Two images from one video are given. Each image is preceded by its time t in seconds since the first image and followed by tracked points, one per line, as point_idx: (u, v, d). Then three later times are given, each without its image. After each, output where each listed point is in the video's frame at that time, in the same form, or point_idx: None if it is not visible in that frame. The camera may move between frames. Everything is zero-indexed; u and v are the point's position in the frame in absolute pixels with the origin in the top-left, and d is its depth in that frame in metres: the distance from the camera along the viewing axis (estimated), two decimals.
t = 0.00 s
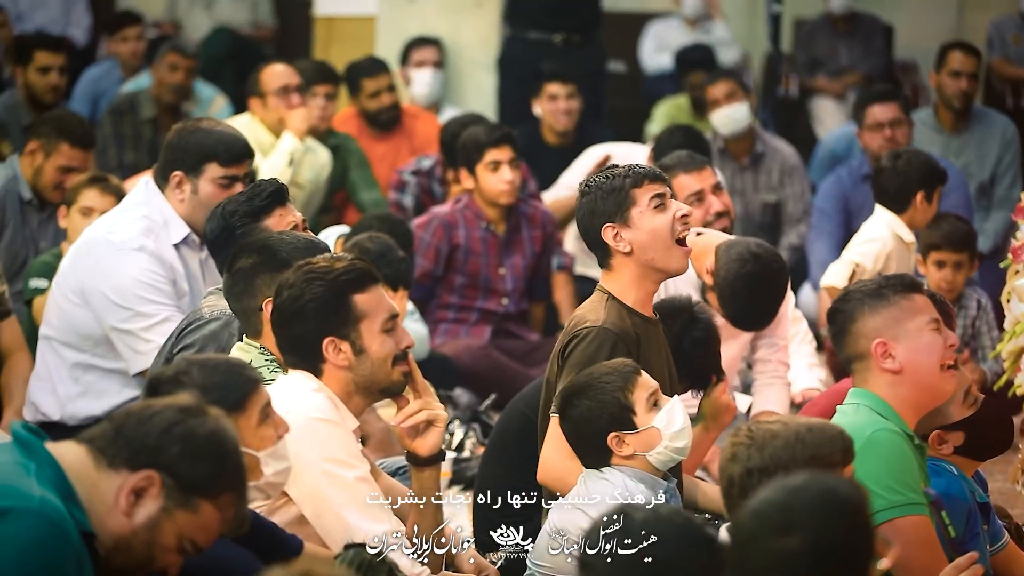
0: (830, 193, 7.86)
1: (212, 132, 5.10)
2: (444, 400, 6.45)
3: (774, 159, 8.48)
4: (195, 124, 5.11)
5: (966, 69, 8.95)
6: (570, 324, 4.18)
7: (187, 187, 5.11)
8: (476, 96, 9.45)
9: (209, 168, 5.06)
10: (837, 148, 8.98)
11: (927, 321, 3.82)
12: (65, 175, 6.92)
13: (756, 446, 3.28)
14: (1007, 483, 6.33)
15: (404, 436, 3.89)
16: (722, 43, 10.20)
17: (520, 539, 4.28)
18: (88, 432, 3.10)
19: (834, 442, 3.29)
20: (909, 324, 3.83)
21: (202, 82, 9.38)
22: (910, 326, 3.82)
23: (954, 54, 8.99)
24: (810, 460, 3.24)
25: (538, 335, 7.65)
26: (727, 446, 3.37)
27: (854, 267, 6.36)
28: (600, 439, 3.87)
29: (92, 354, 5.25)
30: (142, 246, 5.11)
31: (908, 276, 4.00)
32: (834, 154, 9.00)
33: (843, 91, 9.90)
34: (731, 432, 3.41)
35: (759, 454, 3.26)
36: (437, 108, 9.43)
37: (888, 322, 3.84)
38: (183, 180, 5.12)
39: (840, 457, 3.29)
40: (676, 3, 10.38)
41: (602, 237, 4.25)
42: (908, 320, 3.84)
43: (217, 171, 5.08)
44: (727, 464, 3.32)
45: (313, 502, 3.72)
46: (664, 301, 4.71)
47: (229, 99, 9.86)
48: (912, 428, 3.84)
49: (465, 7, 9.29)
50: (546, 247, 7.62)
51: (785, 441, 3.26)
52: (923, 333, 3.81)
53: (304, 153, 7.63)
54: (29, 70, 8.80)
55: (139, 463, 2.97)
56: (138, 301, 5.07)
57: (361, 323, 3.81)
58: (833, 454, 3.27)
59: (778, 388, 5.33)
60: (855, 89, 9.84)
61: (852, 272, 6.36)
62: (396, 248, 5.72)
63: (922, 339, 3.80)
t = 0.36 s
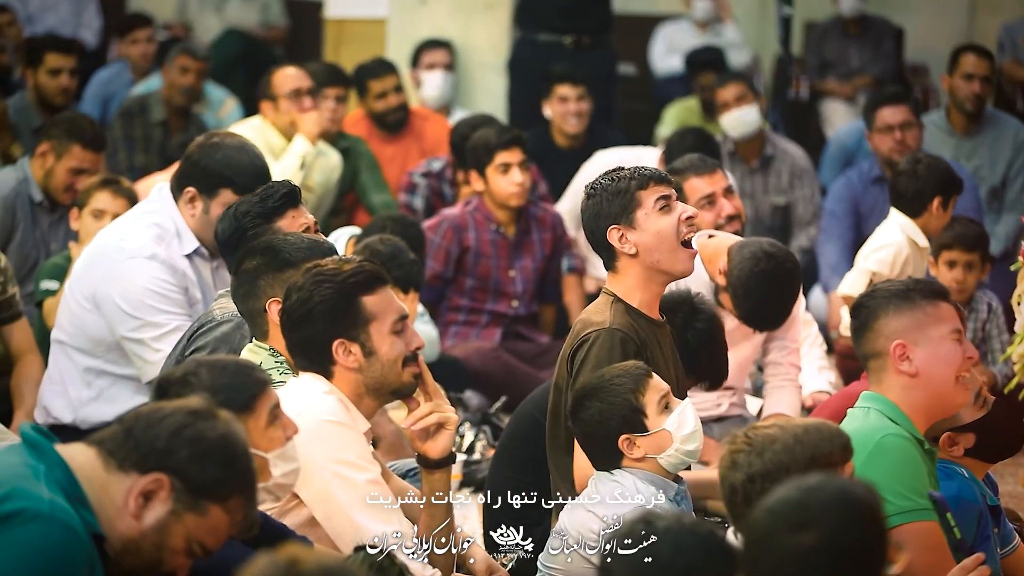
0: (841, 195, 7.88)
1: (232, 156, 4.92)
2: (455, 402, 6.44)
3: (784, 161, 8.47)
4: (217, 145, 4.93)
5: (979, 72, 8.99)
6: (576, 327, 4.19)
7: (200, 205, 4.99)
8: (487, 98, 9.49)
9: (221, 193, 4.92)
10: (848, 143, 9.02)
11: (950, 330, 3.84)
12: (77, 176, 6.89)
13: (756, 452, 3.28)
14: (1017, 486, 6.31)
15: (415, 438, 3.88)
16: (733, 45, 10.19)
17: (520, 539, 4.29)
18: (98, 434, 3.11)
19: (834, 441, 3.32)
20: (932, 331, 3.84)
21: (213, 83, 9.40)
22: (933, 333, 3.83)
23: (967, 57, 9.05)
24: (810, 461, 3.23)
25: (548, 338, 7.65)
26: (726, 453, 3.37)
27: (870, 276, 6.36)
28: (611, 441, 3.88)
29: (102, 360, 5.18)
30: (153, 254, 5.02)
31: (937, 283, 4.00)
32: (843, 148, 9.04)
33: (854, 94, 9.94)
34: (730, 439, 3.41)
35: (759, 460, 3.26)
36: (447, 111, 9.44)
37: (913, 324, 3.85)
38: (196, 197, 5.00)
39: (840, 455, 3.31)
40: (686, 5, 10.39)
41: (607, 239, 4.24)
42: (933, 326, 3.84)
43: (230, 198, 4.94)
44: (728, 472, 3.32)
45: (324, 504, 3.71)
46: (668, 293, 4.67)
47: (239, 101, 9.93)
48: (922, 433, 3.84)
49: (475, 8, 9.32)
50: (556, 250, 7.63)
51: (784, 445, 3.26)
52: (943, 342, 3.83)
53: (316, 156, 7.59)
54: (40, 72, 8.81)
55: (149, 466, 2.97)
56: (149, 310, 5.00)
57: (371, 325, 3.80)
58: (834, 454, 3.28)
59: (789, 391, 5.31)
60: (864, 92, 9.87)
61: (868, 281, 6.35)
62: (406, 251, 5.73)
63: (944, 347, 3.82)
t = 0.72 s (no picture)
0: (854, 198, 7.88)
1: (254, 183, 4.87)
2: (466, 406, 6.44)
3: (796, 163, 8.43)
4: (245, 171, 4.86)
5: (994, 75, 8.99)
6: (583, 326, 4.19)
7: (213, 224, 4.93)
8: (500, 101, 9.43)
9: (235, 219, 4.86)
10: (860, 136, 9.03)
11: (985, 350, 3.88)
12: (91, 179, 6.88)
13: (761, 455, 3.25)
14: None
15: (428, 441, 3.87)
16: (746, 48, 10.23)
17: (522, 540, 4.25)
18: (110, 437, 3.11)
19: (837, 442, 3.29)
20: (968, 346, 3.87)
21: (225, 86, 9.50)
22: (968, 348, 3.87)
23: (982, 61, 9.04)
24: (814, 463, 3.22)
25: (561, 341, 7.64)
26: (731, 456, 3.34)
27: (885, 280, 6.30)
28: (624, 443, 3.89)
29: (115, 363, 5.13)
30: (164, 260, 4.97)
31: (981, 297, 4.04)
32: (858, 144, 9.03)
33: (867, 97, 9.94)
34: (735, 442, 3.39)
35: (764, 463, 3.23)
36: (461, 113, 9.44)
37: (948, 335, 3.88)
38: (210, 215, 4.92)
39: (845, 456, 3.29)
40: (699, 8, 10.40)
41: (615, 243, 4.26)
42: (969, 341, 3.88)
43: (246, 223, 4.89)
44: (733, 476, 3.29)
45: (337, 507, 3.68)
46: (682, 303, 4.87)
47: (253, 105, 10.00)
48: (935, 440, 3.87)
49: (488, 12, 9.22)
50: (569, 252, 7.63)
51: (789, 447, 3.24)
52: (978, 359, 3.87)
53: (328, 158, 7.57)
54: (53, 74, 8.86)
55: (162, 470, 2.97)
56: (159, 315, 4.96)
57: (384, 327, 3.81)
58: (840, 456, 3.26)
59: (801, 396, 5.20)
60: (878, 95, 9.89)
61: (883, 285, 6.30)
62: (420, 253, 5.75)
63: (975, 364, 3.86)
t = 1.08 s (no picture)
0: (862, 203, 7.80)
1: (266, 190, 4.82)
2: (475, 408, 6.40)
3: (804, 166, 8.39)
4: (254, 180, 4.81)
5: (1002, 78, 8.99)
6: (593, 330, 4.21)
7: (221, 232, 4.89)
8: (507, 104, 9.50)
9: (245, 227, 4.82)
10: (868, 133, 9.02)
11: (1003, 362, 3.90)
12: (99, 181, 6.85)
13: (768, 458, 3.25)
14: None
15: (436, 443, 3.87)
16: (754, 51, 10.27)
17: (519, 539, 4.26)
18: (118, 437, 3.11)
19: (845, 446, 3.28)
20: (986, 356, 3.89)
21: (234, 89, 9.53)
22: (985, 359, 3.88)
23: (991, 64, 9.03)
24: (823, 467, 3.22)
25: (569, 343, 7.62)
26: (738, 460, 3.34)
27: (896, 284, 6.28)
28: (631, 446, 3.89)
29: (122, 368, 5.11)
30: (172, 266, 4.95)
31: (1002, 307, 4.04)
32: (865, 140, 9.04)
33: (874, 100, 9.98)
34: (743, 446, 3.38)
35: (772, 466, 3.24)
36: (467, 116, 9.50)
37: (967, 344, 3.88)
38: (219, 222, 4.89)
39: (852, 459, 3.28)
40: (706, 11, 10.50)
41: (629, 247, 4.28)
42: (987, 352, 3.89)
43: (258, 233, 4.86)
44: (741, 479, 3.29)
45: (346, 510, 3.68)
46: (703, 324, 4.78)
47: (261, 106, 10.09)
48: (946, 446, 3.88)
49: (497, 13, 9.29)
50: (578, 254, 7.61)
51: (797, 450, 3.24)
52: (995, 371, 3.89)
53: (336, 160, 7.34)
54: (61, 77, 8.82)
55: (170, 469, 2.96)
56: (168, 321, 4.94)
57: (394, 329, 3.81)
58: (849, 459, 3.26)
59: (810, 401, 5.19)
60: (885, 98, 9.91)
61: (893, 289, 6.29)
62: (428, 256, 5.76)
63: (991, 376, 3.88)
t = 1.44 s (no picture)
0: (874, 206, 7.75)
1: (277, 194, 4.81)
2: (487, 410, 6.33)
3: (815, 169, 8.28)
4: (267, 183, 4.80)
5: (1012, 82, 8.89)
6: (609, 340, 4.24)
7: (234, 234, 4.87)
8: (518, 107, 9.47)
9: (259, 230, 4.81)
10: (879, 131, 9.05)
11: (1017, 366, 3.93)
12: (110, 184, 6.81)
13: (784, 462, 3.24)
14: None
15: (447, 445, 3.87)
16: (766, 53, 10.38)
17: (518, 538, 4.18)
18: (131, 440, 3.09)
19: (864, 450, 3.29)
20: (1000, 363, 3.92)
21: (245, 91, 9.52)
22: (1000, 365, 3.92)
23: (1000, 68, 8.94)
24: (840, 472, 3.22)
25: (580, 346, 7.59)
26: (753, 463, 3.33)
27: (909, 287, 6.24)
28: (644, 449, 3.89)
29: (135, 369, 5.09)
30: (183, 265, 4.93)
31: (1019, 313, 4.05)
32: (876, 139, 9.04)
33: (886, 103, 9.91)
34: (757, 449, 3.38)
35: (787, 470, 3.23)
36: (479, 119, 9.50)
37: (981, 350, 3.92)
38: (231, 224, 4.87)
39: (869, 464, 3.28)
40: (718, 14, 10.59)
41: (649, 252, 4.31)
42: (1001, 357, 3.93)
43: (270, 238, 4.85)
44: (756, 482, 3.29)
45: (358, 514, 3.68)
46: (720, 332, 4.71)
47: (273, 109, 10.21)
48: (959, 450, 3.91)
49: (507, 17, 9.25)
50: (588, 257, 7.58)
51: (812, 454, 3.23)
52: (1008, 377, 3.92)
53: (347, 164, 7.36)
54: (74, 79, 8.81)
55: (183, 472, 2.94)
56: (180, 320, 4.92)
57: (405, 331, 3.79)
58: (865, 463, 3.26)
59: (821, 406, 5.18)
60: (896, 101, 9.85)
61: (907, 293, 6.24)
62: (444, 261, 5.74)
63: (1006, 382, 3.91)
